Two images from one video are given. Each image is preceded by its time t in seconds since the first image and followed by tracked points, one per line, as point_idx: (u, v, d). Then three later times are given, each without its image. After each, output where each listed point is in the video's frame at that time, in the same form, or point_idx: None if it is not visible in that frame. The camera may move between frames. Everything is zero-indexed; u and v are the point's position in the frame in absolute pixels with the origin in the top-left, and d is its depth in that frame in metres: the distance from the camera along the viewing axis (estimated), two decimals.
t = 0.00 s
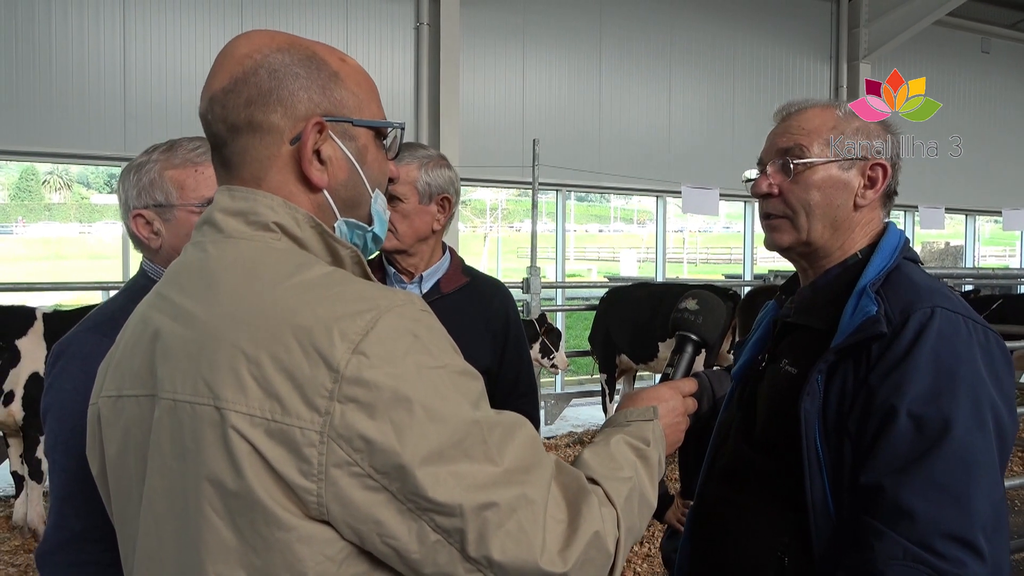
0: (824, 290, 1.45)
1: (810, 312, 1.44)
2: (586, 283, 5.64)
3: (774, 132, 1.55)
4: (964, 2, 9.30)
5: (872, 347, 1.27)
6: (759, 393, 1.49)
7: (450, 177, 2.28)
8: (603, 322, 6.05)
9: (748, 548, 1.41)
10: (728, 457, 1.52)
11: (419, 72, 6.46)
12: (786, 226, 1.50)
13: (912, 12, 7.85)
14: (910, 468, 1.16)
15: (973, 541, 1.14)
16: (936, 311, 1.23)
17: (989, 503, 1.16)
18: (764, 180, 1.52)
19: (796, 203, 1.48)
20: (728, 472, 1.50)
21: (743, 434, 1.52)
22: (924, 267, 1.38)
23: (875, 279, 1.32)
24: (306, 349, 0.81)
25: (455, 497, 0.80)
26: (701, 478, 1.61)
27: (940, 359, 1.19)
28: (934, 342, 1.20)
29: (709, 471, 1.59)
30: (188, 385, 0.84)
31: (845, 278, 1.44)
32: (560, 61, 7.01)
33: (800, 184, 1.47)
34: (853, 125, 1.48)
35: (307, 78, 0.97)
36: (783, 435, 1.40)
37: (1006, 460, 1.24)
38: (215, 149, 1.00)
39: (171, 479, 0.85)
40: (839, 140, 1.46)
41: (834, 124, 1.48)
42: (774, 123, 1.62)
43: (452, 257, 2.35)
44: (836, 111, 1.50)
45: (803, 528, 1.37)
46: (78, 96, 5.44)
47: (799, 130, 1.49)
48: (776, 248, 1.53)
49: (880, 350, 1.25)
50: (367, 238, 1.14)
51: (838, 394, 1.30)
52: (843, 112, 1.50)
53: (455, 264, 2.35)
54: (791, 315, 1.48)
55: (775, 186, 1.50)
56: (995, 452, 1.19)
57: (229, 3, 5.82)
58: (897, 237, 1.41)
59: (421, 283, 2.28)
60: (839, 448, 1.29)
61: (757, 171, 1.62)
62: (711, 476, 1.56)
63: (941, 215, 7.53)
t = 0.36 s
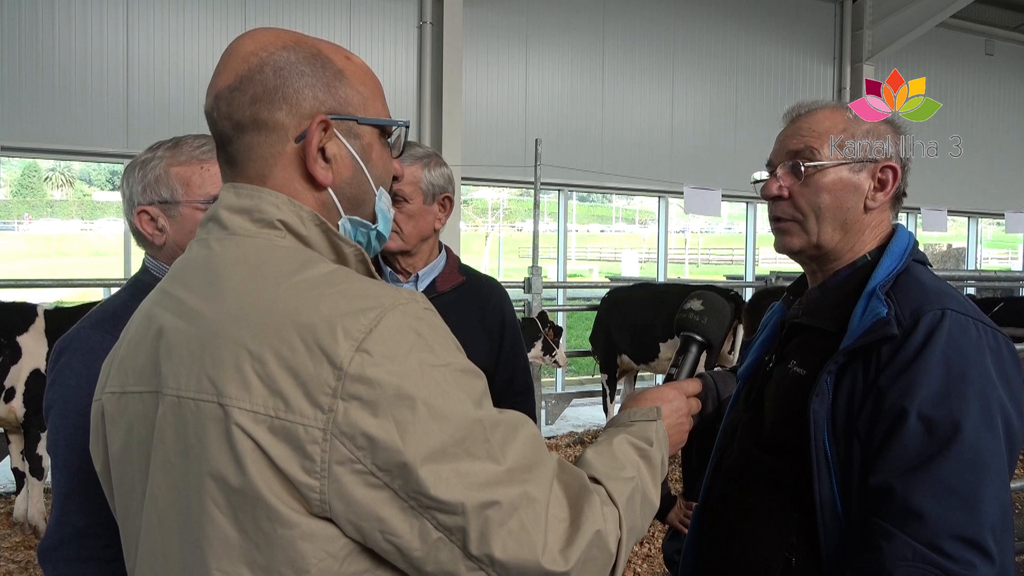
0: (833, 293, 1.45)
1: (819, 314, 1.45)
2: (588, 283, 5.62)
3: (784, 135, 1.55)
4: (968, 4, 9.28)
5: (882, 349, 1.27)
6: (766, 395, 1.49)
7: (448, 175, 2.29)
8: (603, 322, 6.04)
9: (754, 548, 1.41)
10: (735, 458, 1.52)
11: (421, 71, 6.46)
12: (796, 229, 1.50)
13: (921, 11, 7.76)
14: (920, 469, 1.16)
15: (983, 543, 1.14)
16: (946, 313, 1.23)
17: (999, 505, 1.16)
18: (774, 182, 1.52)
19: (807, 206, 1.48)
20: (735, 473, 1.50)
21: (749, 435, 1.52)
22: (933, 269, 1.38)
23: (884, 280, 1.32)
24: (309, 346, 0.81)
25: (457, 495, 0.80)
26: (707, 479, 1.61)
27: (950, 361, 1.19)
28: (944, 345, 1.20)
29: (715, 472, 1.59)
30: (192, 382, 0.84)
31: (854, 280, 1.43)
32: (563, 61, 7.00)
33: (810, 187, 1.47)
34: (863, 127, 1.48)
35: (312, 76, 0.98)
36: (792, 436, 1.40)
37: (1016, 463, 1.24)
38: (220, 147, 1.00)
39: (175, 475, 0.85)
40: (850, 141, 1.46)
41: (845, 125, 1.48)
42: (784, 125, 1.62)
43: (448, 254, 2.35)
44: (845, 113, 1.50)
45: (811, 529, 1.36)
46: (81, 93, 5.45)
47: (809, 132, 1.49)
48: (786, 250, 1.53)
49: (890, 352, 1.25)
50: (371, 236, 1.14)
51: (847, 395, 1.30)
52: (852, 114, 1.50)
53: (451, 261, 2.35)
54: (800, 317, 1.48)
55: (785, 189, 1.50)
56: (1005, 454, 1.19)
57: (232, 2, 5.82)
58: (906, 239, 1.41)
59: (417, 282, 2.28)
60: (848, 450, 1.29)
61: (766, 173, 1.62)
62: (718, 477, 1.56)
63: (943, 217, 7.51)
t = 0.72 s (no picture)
0: (836, 291, 1.45)
1: (821, 312, 1.44)
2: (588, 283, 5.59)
3: (787, 133, 1.54)
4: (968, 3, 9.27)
5: (885, 347, 1.26)
6: (768, 394, 1.49)
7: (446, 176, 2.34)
8: (603, 321, 6.02)
9: (756, 546, 1.40)
10: (736, 456, 1.51)
11: (421, 71, 6.46)
12: (799, 227, 1.49)
13: (920, 11, 7.78)
14: (923, 467, 1.16)
15: (984, 540, 1.13)
16: (949, 311, 1.22)
17: (1001, 503, 1.15)
18: (778, 179, 1.51)
19: (810, 204, 1.47)
20: (737, 472, 1.49)
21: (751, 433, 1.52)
22: (935, 269, 1.37)
23: (887, 280, 1.31)
24: (310, 345, 0.80)
25: (460, 495, 0.79)
26: (708, 478, 1.61)
27: (954, 359, 1.18)
28: (948, 343, 1.19)
29: (717, 470, 1.59)
30: (192, 381, 0.84)
31: (857, 279, 1.43)
32: (563, 61, 7.00)
33: (814, 185, 1.47)
34: (867, 127, 1.47)
35: (314, 73, 0.97)
36: (795, 434, 1.40)
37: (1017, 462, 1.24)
38: (221, 144, 1.00)
39: (175, 475, 0.85)
40: (853, 141, 1.45)
41: (849, 124, 1.47)
42: (788, 122, 1.61)
43: (443, 253, 2.34)
44: (849, 113, 1.49)
45: (814, 527, 1.36)
46: (81, 93, 5.45)
47: (813, 131, 1.48)
48: (786, 249, 1.52)
49: (893, 350, 1.25)
50: (373, 235, 1.13)
51: (850, 394, 1.30)
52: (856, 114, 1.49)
53: (446, 260, 2.33)
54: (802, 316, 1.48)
55: (789, 186, 1.49)
56: (1007, 452, 1.19)
57: (232, 2, 5.82)
58: (907, 239, 1.40)
59: (414, 282, 2.26)
60: (850, 448, 1.29)
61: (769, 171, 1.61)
62: (719, 475, 1.56)
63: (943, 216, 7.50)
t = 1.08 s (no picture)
0: (825, 290, 1.46)
1: (811, 311, 1.45)
2: (586, 283, 5.60)
3: (774, 137, 1.55)
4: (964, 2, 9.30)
5: (871, 342, 1.27)
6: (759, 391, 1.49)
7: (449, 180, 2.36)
8: (604, 320, 6.04)
9: (746, 541, 1.41)
10: (728, 451, 1.52)
11: (418, 71, 6.45)
12: (787, 230, 1.50)
13: (912, 12, 7.83)
14: (907, 459, 1.16)
15: (968, 531, 1.14)
16: (934, 308, 1.23)
17: (984, 496, 1.16)
18: (766, 183, 1.52)
19: (797, 207, 1.48)
20: (728, 467, 1.50)
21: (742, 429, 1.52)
22: (922, 267, 1.38)
23: (874, 277, 1.32)
24: (310, 345, 0.81)
25: (460, 494, 0.80)
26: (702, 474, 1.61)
27: (937, 354, 1.19)
28: (931, 338, 1.20)
29: (710, 467, 1.59)
30: (193, 381, 0.84)
31: (844, 278, 1.43)
32: (560, 61, 7.00)
33: (801, 189, 1.47)
34: (854, 128, 1.48)
35: (312, 76, 0.97)
36: (784, 430, 1.40)
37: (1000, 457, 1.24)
38: (220, 146, 1.00)
39: (175, 475, 0.85)
40: (839, 143, 1.46)
41: (834, 127, 1.48)
42: (774, 128, 1.61)
43: (443, 255, 2.35)
44: (836, 115, 1.50)
45: (802, 521, 1.36)
46: (78, 95, 5.44)
47: (800, 135, 1.49)
48: (777, 251, 1.52)
49: (879, 345, 1.26)
50: (372, 236, 1.14)
51: (836, 388, 1.31)
52: (842, 116, 1.50)
53: (445, 262, 2.34)
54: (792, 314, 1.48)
55: (776, 191, 1.50)
56: (991, 446, 1.19)
57: (229, 4, 5.82)
58: (896, 237, 1.41)
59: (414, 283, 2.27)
60: (837, 443, 1.29)
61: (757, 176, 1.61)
62: (712, 471, 1.57)
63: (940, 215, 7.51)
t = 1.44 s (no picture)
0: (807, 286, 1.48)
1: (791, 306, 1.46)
2: (581, 282, 5.61)
3: (765, 132, 1.55)
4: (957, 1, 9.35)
5: (846, 335, 1.29)
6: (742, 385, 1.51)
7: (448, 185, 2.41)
8: (599, 319, 6.06)
9: (729, 534, 1.43)
10: (713, 445, 1.53)
11: (413, 72, 6.46)
12: (774, 226, 1.51)
13: (902, 12, 7.90)
14: (879, 448, 1.18)
15: (941, 518, 1.16)
16: (906, 300, 1.25)
17: (957, 484, 1.18)
18: (756, 180, 1.53)
19: (786, 204, 1.49)
20: (712, 460, 1.52)
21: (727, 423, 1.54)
22: (901, 263, 1.39)
23: (851, 272, 1.34)
24: (308, 346, 0.82)
25: (457, 492, 0.81)
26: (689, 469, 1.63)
27: (909, 345, 1.21)
28: (903, 330, 1.22)
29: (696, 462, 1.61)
30: (192, 382, 0.85)
31: (824, 273, 1.46)
32: (554, 62, 7.02)
33: (791, 186, 1.48)
34: (844, 128, 1.50)
35: (307, 79, 0.98)
36: (766, 422, 1.42)
37: (975, 447, 1.26)
38: (216, 149, 1.01)
39: (175, 476, 0.86)
40: (830, 143, 1.48)
41: (825, 127, 1.49)
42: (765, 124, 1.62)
43: (443, 257, 2.37)
44: (826, 116, 1.51)
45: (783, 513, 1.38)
46: (72, 98, 5.44)
47: (791, 133, 1.50)
48: (763, 247, 1.54)
49: (853, 337, 1.28)
50: (367, 238, 1.15)
51: (813, 380, 1.33)
52: (833, 116, 1.52)
53: (446, 263, 2.37)
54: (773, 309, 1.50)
55: (766, 186, 1.51)
56: (963, 435, 1.21)
57: (223, 6, 5.82)
58: (877, 234, 1.43)
59: (417, 285, 2.30)
60: (814, 434, 1.31)
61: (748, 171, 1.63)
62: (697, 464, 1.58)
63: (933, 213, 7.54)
